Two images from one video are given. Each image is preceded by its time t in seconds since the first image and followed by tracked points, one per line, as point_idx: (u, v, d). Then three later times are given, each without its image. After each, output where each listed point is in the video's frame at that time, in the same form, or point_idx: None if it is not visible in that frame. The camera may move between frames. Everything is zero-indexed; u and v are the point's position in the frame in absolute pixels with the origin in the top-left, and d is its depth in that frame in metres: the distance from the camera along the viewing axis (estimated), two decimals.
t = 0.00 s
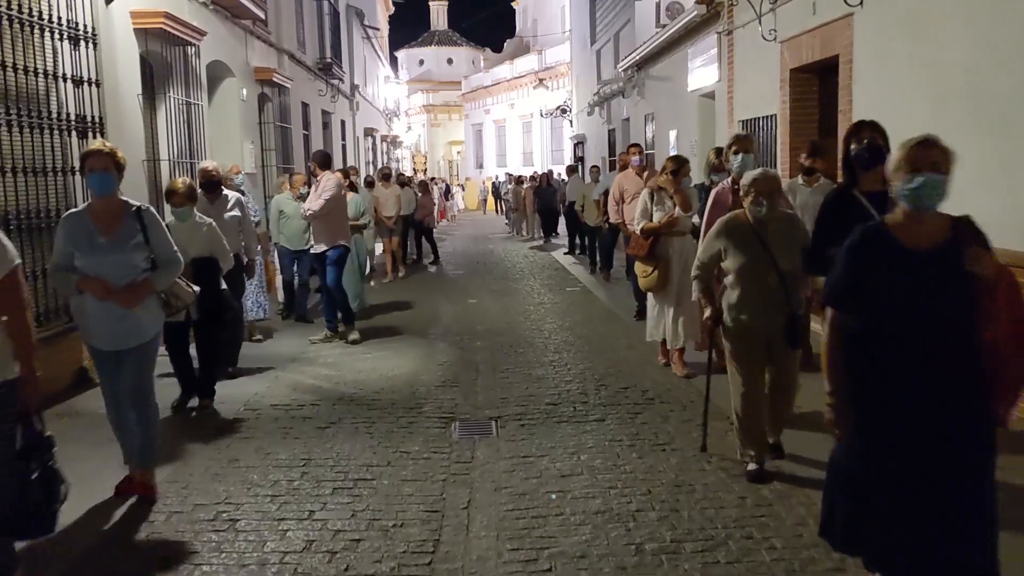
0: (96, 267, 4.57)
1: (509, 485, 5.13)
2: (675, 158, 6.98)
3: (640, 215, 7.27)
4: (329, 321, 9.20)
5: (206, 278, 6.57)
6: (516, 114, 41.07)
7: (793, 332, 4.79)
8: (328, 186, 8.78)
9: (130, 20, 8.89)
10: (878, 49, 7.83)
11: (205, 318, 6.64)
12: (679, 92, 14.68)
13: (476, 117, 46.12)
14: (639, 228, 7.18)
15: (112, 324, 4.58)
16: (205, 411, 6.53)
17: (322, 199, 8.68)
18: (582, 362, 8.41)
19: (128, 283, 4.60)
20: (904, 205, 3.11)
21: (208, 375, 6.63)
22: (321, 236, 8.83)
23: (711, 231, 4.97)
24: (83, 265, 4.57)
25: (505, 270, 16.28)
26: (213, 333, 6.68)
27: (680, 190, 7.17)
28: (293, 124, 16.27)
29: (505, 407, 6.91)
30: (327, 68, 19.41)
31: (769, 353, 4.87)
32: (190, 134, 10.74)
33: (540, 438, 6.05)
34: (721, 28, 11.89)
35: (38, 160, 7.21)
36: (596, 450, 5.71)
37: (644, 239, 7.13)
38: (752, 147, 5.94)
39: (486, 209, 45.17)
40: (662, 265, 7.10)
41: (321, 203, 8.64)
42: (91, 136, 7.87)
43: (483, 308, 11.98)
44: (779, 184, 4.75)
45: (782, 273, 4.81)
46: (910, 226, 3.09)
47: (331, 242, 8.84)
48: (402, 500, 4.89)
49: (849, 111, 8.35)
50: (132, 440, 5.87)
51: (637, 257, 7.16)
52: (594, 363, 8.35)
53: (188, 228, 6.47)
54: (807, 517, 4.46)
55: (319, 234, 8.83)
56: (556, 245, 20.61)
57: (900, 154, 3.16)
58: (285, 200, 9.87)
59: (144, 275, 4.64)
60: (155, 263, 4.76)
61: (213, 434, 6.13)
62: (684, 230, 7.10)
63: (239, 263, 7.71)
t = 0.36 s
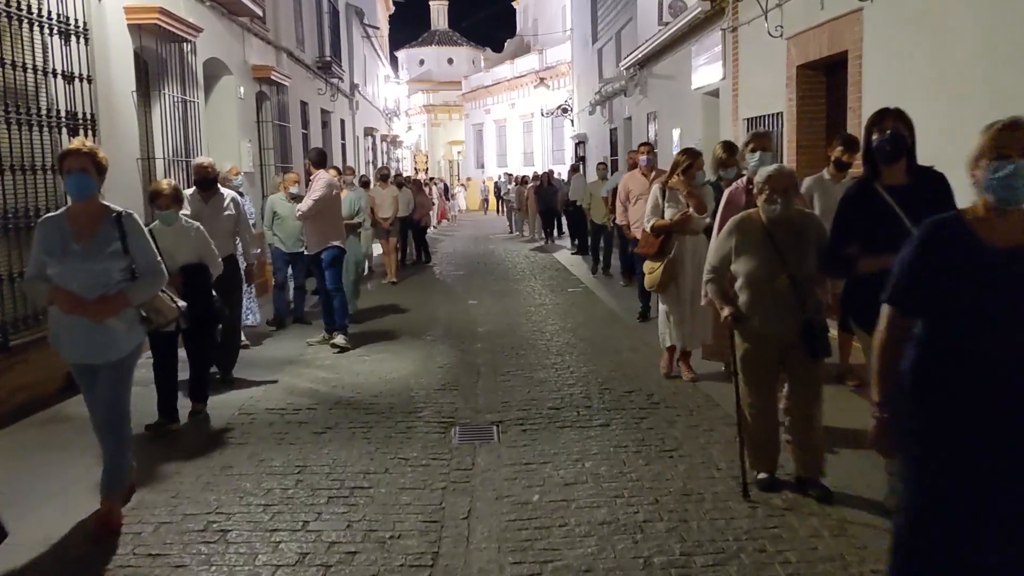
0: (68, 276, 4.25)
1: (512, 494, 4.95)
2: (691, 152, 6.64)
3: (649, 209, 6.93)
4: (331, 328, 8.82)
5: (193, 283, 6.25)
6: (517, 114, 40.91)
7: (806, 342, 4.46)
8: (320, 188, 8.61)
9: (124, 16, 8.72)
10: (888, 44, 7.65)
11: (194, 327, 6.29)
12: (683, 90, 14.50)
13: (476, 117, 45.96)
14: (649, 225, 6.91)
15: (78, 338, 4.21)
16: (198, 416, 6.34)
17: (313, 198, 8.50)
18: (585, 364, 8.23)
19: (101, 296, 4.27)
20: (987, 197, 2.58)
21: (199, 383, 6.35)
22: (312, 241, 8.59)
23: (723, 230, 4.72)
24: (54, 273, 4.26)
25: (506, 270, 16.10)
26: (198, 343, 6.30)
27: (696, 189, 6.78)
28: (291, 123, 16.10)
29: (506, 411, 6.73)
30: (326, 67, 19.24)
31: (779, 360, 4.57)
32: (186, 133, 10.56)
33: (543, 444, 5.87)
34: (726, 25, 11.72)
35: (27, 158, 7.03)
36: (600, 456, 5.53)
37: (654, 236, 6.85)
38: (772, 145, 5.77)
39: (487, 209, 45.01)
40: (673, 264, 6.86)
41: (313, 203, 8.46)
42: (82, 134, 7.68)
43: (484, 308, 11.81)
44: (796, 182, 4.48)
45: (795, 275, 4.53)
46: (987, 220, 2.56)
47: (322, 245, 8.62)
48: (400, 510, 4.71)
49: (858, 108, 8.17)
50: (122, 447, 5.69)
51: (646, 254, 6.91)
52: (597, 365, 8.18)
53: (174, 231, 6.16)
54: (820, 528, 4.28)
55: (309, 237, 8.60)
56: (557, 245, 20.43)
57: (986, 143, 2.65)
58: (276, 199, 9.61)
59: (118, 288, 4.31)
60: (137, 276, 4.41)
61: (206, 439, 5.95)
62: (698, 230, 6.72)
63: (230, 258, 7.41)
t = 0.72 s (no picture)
0: (28, 282, 4.02)
1: (513, 511, 4.70)
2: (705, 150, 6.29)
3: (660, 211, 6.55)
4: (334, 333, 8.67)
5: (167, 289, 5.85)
6: (523, 113, 40.66)
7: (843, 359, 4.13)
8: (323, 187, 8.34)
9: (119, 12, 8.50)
10: (905, 40, 7.39)
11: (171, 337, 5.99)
12: (692, 89, 14.22)
13: (483, 117, 45.72)
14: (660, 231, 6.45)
15: (41, 351, 3.99)
16: (189, 425, 6.11)
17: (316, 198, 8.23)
18: (591, 371, 8.00)
19: (63, 304, 4.03)
20: None
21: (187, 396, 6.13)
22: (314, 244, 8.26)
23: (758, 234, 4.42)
24: (12, 279, 4.03)
25: (512, 272, 15.85)
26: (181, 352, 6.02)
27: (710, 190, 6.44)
28: (294, 123, 15.89)
29: (509, 420, 6.50)
30: (330, 66, 19.03)
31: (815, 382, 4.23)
32: (184, 133, 10.35)
33: (547, 456, 5.63)
34: (736, 22, 11.47)
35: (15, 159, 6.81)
36: (607, 470, 5.29)
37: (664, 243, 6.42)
38: (811, 140, 5.34)
39: (493, 210, 44.77)
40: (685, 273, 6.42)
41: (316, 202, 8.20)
42: (74, 134, 7.46)
43: (488, 311, 11.58)
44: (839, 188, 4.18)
45: (834, 290, 4.21)
46: None
47: (325, 248, 8.26)
48: (396, 530, 4.46)
49: (875, 107, 7.90)
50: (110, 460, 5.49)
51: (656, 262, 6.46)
52: (604, 371, 7.94)
53: (145, 234, 5.76)
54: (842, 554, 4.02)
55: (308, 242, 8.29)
56: (564, 246, 20.17)
57: None
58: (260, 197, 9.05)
59: (82, 295, 4.08)
60: (102, 280, 4.18)
61: (195, 451, 5.72)
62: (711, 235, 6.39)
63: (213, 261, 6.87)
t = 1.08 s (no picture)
0: None
1: (520, 527, 4.49)
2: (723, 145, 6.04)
3: (675, 209, 6.13)
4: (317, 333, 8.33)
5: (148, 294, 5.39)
6: (533, 113, 40.48)
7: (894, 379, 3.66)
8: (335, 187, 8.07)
9: (118, 9, 8.31)
10: (925, 36, 7.16)
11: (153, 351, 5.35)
12: (703, 88, 14.00)
13: (492, 117, 45.54)
14: (678, 234, 6.10)
15: None
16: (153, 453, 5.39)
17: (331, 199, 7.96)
18: (602, 376, 7.78)
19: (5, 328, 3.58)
20: None
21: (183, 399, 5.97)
22: (322, 244, 8.05)
23: (793, 240, 3.86)
24: None
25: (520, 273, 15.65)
26: (167, 362, 5.52)
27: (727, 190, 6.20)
28: (300, 122, 15.73)
29: (516, 429, 6.29)
30: (338, 65, 18.89)
31: (864, 411, 3.71)
32: (187, 132, 10.18)
33: (556, 467, 5.42)
34: (749, 19, 11.24)
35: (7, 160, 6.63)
36: (617, 483, 5.07)
37: (683, 247, 6.09)
38: (852, 138, 4.75)
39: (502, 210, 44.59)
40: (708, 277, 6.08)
41: (332, 203, 7.93)
42: (69, 133, 7.26)
43: (496, 314, 11.37)
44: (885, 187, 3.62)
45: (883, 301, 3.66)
46: None
47: (333, 252, 8.04)
48: (397, 548, 4.25)
49: (893, 105, 7.67)
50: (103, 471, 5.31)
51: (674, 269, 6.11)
52: (615, 377, 7.72)
53: (125, 237, 5.33)
54: None
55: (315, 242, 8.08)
56: (574, 248, 19.97)
57: None
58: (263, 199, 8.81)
59: (26, 317, 3.64)
60: (53, 299, 3.73)
61: (192, 460, 5.55)
62: (728, 236, 6.13)
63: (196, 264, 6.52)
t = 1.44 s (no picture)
0: None
1: (529, 545, 4.25)
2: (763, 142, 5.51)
3: (709, 212, 5.66)
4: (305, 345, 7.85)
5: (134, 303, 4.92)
6: (540, 113, 40.23)
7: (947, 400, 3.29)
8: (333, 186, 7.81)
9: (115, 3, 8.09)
10: (947, 30, 6.90)
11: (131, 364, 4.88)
12: (714, 86, 13.73)
13: (498, 117, 45.29)
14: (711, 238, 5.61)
15: None
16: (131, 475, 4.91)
17: (333, 198, 7.69)
18: (612, 382, 7.54)
19: None
20: None
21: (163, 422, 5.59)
22: (315, 245, 7.67)
23: (823, 247, 3.47)
24: None
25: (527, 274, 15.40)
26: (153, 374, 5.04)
27: (770, 193, 5.63)
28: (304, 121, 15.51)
29: (524, 437, 6.05)
30: (343, 63, 18.67)
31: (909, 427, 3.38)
32: (187, 130, 9.95)
33: (566, 479, 5.17)
34: (761, 15, 10.98)
35: None
36: (630, 497, 4.82)
37: (716, 253, 5.59)
38: (886, 136, 4.51)
39: (509, 210, 44.33)
40: (743, 285, 5.53)
41: (335, 203, 7.69)
42: (61, 131, 7.02)
43: (503, 316, 11.14)
44: (924, 184, 3.27)
45: (930, 312, 3.29)
46: None
47: (332, 254, 7.71)
48: (399, 568, 4.01)
49: (914, 102, 7.40)
50: (93, 484, 5.07)
51: (706, 275, 5.63)
52: (625, 382, 7.48)
53: (106, 240, 4.90)
54: None
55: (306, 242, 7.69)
56: (581, 248, 19.72)
57: None
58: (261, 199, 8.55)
59: None
60: None
61: (187, 472, 5.33)
62: (769, 242, 5.58)
63: (184, 271, 6.05)
